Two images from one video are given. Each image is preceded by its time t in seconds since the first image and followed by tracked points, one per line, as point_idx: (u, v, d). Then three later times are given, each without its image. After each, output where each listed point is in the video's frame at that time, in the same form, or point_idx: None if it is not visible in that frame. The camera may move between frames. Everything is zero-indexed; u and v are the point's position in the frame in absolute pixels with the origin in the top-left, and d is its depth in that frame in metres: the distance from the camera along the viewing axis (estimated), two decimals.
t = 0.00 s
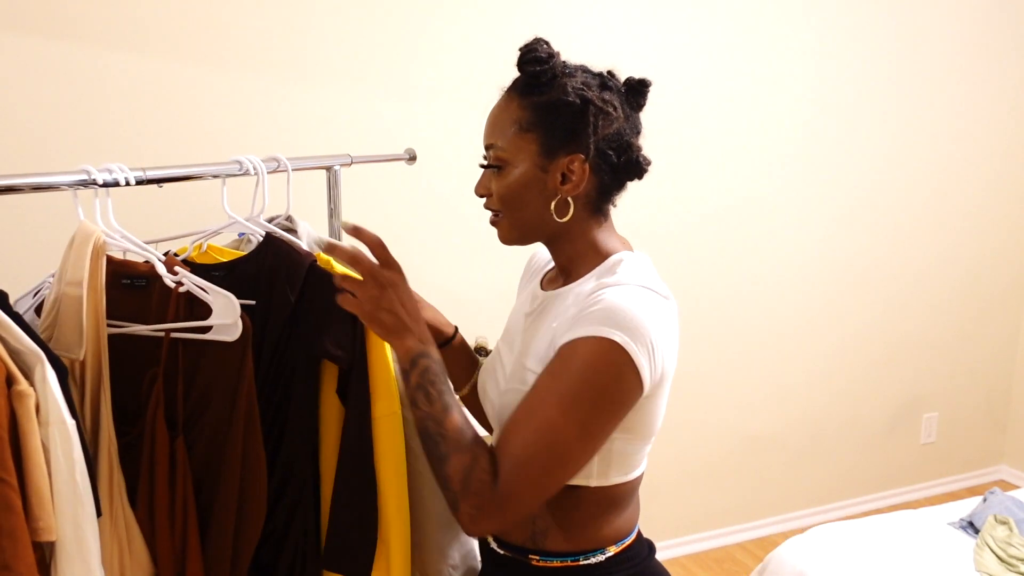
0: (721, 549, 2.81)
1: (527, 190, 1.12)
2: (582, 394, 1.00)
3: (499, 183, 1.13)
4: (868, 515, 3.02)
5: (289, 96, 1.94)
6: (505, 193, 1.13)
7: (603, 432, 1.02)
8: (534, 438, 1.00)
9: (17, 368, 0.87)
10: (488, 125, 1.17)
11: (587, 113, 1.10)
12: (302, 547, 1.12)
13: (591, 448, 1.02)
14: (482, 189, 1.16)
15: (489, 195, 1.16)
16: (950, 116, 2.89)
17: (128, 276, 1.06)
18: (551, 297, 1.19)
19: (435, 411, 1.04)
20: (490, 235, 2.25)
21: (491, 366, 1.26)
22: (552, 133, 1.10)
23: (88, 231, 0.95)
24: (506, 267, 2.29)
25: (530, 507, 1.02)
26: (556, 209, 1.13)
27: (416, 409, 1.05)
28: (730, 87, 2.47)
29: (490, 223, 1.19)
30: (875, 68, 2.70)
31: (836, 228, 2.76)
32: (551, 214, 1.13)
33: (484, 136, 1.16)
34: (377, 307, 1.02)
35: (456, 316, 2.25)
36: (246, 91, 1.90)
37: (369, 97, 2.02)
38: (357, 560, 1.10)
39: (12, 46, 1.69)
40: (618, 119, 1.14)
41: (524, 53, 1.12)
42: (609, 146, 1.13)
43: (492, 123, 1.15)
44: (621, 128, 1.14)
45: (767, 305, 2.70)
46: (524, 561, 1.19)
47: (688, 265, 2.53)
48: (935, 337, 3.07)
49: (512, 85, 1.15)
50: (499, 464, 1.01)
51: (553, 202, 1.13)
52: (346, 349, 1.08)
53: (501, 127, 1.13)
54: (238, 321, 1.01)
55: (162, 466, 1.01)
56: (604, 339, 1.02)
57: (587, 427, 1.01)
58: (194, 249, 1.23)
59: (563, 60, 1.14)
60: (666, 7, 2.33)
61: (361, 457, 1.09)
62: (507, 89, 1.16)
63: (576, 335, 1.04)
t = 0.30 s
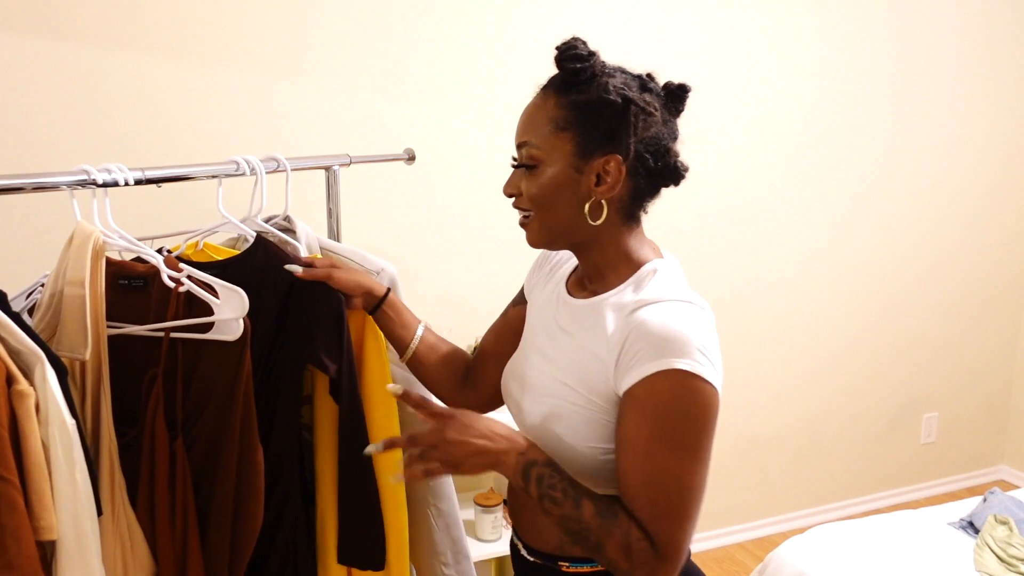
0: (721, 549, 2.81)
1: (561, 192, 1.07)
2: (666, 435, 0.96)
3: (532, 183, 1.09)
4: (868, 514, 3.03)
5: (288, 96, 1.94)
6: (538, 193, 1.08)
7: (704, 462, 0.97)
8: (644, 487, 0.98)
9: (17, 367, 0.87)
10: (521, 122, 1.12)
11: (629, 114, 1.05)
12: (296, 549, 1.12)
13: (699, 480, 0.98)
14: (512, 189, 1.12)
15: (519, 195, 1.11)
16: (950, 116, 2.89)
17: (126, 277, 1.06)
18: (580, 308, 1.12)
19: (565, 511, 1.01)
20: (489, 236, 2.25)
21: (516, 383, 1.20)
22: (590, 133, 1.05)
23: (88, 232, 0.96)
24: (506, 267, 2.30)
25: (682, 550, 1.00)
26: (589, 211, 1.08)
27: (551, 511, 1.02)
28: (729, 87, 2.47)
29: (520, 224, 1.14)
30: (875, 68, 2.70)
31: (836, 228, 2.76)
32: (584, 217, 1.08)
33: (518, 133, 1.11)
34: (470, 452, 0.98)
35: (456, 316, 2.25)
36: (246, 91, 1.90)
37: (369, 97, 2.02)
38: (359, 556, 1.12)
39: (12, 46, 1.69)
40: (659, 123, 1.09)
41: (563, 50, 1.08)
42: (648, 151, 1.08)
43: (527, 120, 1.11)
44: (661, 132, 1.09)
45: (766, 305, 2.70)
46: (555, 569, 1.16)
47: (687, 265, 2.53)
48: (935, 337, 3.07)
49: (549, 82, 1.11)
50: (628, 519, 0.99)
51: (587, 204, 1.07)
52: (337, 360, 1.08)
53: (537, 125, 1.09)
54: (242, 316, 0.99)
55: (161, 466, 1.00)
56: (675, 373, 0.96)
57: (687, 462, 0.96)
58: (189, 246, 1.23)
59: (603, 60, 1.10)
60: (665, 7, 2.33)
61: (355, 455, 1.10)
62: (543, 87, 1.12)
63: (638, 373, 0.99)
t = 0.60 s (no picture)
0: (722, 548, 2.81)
1: (624, 194, 1.05)
2: (735, 435, 0.97)
3: (591, 186, 1.06)
4: (868, 514, 3.03)
5: (288, 97, 1.94)
6: (599, 197, 1.05)
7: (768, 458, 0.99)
8: (717, 489, 0.98)
9: (18, 366, 0.87)
10: (570, 124, 1.09)
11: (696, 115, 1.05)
12: (277, 558, 1.10)
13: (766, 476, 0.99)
14: (566, 191, 1.08)
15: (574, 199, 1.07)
16: (949, 117, 2.89)
17: (128, 276, 1.06)
18: (615, 313, 1.10)
19: (640, 530, 1.01)
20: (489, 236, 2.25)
21: (546, 392, 1.17)
22: (654, 135, 1.04)
23: (89, 231, 0.96)
24: (506, 267, 2.30)
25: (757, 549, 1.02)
26: (650, 214, 1.07)
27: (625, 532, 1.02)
28: (729, 87, 2.48)
29: (567, 229, 1.11)
30: (874, 69, 2.71)
31: (835, 228, 2.77)
32: (644, 220, 1.07)
33: (571, 134, 1.08)
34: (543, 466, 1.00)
35: (456, 316, 2.26)
36: (245, 91, 1.90)
37: (369, 97, 2.03)
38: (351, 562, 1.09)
39: (12, 46, 1.69)
40: (714, 125, 1.09)
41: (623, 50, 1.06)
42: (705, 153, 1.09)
43: (580, 121, 1.07)
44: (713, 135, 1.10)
45: (766, 305, 2.70)
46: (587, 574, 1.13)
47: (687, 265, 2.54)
48: (935, 337, 3.07)
49: (601, 83, 1.08)
50: (705, 524, 1.00)
51: (649, 207, 1.06)
52: (316, 368, 1.05)
53: (593, 125, 1.06)
54: (236, 318, 0.98)
55: (164, 464, 1.00)
56: (742, 373, 0.97)
57: (754, 459, 0.98)
58: (186, 243, 1.23)
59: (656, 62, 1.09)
60: (665, 7, 2.34)
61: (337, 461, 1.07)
62: (593, 88, 1.09)
63: (701, 377, 0.99)
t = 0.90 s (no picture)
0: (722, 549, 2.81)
1: (705, 202, 1.06)
2: (787, 431, 1.00)
3: (684, 193, 1.04)
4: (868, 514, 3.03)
5: (288, 97, 1.94)
6: (689, 205, 1.04)
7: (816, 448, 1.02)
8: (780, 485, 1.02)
9: (17, 367, 0.87)
10: (649, 125, 1.06)
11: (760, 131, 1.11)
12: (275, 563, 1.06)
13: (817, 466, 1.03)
14: (651, 196, 1.05)
15: (656, 204, 1.05)
16: (950, 116, 2.89)
17: (128, 276, 1.06)
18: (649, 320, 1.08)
19: (728, 539, 1.01)
20: (489, 236, 2.25)
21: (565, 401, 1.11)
22: (731, 147, 1.08)
23: (88, 231, 0.95)
24: (506, 267, 2.30)
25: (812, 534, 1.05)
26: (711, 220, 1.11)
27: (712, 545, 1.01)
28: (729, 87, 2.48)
29: (634, 234, 1.07)
30: (875, 69, 2.70)
31: (835, 228, 2.77)
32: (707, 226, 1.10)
33: (660, 136, 1.04)
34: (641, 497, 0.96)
35: (456, 316, 2.25)
36: (245, 91, 1.90)
37: (369, 97, 2.02)
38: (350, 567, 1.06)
39: (12, 46, 1.69)
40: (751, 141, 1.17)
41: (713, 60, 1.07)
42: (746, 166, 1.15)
43: (671, 124, 1.04)
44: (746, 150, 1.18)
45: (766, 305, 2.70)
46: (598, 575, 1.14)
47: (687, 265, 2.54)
48: (935, 337, 3.07)
49: (681, 88, 1.07)
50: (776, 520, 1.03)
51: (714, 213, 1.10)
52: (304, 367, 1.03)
53: (686, 130, 1.04)
54: (227, 319, 0.98)
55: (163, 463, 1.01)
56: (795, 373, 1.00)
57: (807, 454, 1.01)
58: (184, 245, 1.22)
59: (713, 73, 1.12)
60: (666, 6, 2.34)
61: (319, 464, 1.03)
62: (669, 92, 1.07)
63: (760, 382, 1.00)
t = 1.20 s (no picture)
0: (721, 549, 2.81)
1: (689, 197, 1.07)
2: (785, 425, 1.04)
3: (671, 185, 1.04)
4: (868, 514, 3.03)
5: (288, 97, 1.94)
6: (673, 198, 1.04)
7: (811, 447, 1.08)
8: (778, 478, 1.05)
9: (17, 367, 0.87)
10: (635, 118, 1.06)
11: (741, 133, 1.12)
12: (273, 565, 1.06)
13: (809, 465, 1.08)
14: (636, 188, 1.04)
15: (640, 198, 1.05)
16: (950, 116, 2.89)
17: (128, 276, 1.05)
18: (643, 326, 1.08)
19: (765, 544, 1.01)
20: (489, 236, 2.25)
21: (564, 408, 1.11)
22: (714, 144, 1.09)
23: (88, 231, 0.95)
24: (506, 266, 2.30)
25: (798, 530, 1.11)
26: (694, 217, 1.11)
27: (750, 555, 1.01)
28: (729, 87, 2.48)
29: (618, 228, 1.07)
30: (874, 69, 2.70)
31: (835, 228, 2.77)
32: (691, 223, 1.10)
33: (643, 130, 1.05)
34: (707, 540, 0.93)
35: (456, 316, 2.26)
36: (245, 91, 1.90)
37: (369, 97, 2.02)
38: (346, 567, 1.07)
39: (12, 45, 1.69)
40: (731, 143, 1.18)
41: (695, 57, 1.08)
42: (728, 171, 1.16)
43: (657, 118, 1.05)
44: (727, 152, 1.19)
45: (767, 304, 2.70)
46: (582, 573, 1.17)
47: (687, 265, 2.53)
48: (935, 338, 3.07)
49: (666, 84, 1.09)
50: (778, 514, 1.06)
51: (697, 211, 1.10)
52: (297, 365, 1.03)
53: (670, 123, 1.05)
54: (224, 322, 0.98)
55: (156, 464, 1.01)
56: (794, 373, 1.04)
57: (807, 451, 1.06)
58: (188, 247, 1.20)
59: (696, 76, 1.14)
60: (666, 6, 2.34)
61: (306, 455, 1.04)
62: (655, 88, 1.08)
63: (764, 384, 1.03)
